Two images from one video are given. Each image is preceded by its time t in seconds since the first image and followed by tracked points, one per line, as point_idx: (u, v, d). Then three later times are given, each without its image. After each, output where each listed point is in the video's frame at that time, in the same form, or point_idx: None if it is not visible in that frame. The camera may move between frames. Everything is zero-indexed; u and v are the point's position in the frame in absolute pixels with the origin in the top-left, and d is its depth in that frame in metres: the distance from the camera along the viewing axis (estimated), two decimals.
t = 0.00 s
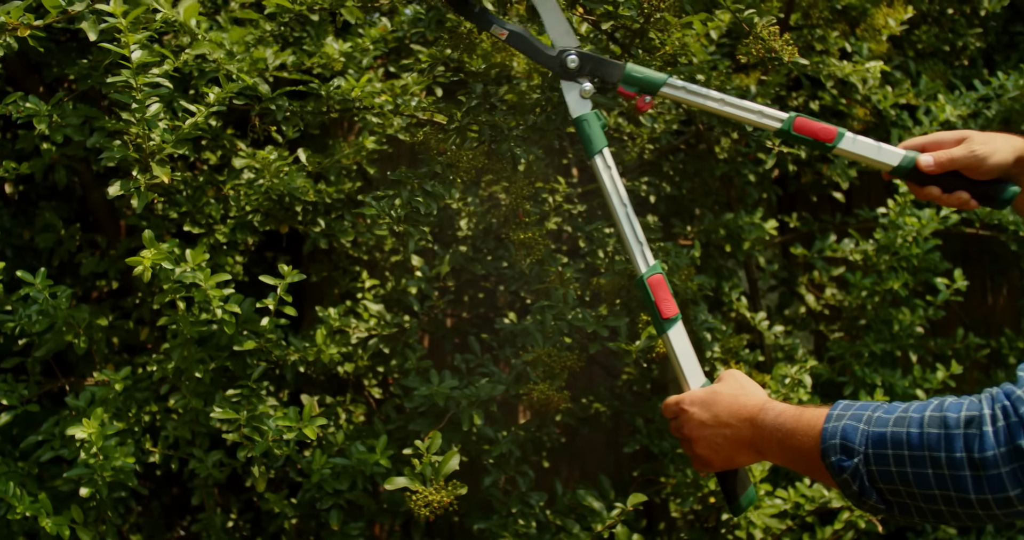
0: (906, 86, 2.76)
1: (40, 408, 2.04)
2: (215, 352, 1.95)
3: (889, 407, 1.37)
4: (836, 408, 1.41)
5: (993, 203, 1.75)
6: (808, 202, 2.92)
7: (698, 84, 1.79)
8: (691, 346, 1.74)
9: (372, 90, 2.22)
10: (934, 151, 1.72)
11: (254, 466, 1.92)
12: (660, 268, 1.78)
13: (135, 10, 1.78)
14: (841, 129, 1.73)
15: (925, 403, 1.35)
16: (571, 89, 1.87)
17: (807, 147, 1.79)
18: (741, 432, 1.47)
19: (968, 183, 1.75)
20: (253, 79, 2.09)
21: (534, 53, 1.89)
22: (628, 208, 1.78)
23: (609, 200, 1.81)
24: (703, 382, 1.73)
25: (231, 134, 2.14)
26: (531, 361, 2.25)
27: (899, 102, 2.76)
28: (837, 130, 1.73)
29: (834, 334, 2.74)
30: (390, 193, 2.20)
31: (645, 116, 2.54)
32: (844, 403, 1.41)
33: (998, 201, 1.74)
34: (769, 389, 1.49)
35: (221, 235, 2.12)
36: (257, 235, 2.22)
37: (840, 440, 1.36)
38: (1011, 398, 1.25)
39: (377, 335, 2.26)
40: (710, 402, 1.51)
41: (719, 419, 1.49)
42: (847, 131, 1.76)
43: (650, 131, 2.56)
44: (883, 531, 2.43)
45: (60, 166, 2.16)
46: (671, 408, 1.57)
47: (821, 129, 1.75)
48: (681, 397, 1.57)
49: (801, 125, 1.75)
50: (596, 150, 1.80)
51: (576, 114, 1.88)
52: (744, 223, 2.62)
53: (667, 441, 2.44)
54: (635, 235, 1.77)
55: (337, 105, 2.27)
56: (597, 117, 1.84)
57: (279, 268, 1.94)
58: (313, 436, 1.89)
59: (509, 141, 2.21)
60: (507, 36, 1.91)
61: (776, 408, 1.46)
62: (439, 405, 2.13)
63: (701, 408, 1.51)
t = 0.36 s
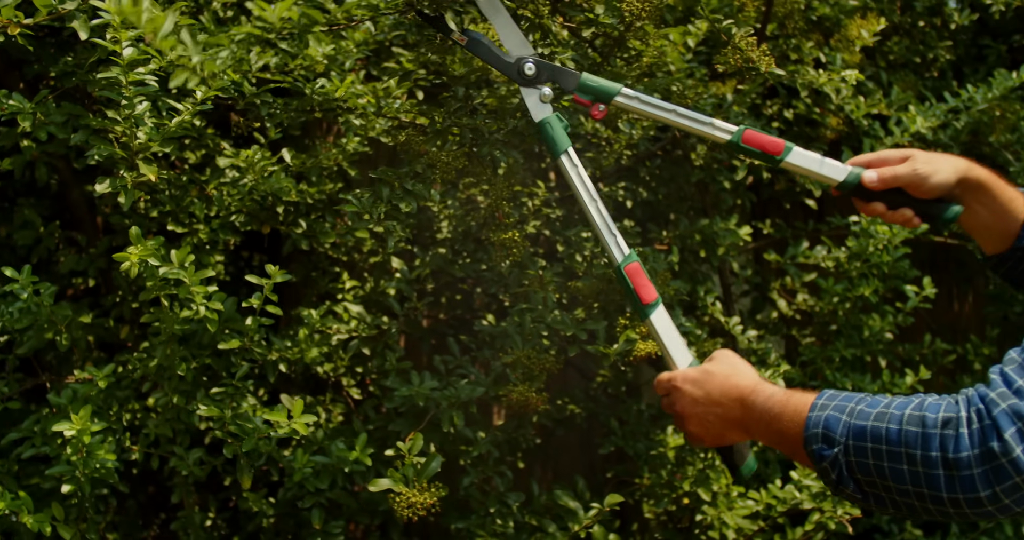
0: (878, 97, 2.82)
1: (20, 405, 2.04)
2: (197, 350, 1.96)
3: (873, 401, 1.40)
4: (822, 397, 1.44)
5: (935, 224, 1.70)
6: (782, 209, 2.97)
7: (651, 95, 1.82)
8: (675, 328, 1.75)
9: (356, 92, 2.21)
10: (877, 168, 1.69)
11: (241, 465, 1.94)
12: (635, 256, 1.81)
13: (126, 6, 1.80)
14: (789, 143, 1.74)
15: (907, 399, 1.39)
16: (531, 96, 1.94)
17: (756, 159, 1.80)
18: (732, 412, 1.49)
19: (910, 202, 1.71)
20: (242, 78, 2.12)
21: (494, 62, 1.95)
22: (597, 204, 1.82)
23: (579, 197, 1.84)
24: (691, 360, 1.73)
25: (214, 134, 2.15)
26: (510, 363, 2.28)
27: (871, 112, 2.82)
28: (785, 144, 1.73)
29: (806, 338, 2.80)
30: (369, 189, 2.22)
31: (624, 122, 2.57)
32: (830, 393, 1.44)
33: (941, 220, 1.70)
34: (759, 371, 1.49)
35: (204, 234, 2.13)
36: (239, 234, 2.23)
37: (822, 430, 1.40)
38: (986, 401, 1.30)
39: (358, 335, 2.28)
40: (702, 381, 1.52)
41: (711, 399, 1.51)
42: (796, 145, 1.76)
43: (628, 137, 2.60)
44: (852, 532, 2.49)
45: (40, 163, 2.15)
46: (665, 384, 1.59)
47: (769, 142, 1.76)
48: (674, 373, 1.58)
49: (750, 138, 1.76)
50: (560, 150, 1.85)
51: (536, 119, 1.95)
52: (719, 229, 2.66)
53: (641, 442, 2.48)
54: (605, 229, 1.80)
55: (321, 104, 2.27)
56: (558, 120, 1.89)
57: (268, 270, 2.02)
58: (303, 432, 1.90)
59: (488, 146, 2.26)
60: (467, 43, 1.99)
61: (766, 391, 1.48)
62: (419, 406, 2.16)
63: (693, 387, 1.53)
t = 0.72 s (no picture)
0: (845, 104, 2.88)
1: None
2: (178, 351, 1.98)
3: (869, 387, 1.36)
4: (829, 374, 1.40)
5: (875, 282, 1.79)
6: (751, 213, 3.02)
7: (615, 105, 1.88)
8: (694, 284, 1.83)
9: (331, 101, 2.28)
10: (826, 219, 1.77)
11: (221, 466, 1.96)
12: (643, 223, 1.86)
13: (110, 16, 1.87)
14: (743, 179, 1.80)
15: (902, 390, 1.34)
16: (510, 87, 2.00)
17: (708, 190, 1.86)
18: (749, 370, 1.51)
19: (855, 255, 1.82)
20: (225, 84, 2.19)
21: (474, 48, 1.98)
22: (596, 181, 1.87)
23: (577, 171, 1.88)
24: (714, 312, 1.81)
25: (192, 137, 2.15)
26: (487, 366, 2.30)
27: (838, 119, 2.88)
28: (739, 180, 1.80)
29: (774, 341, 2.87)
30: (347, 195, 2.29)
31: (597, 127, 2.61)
32: (837, 371, 1.40)
33: (881, 282, 1.77)
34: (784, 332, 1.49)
35: (182, 236, 2.14)
36: (215, 235, 2.23)
37: (817, 408, 1.38)
38: (961, 401, 1.24)
39: (335, 337, 2.29)
40: (725, 338, 1.55)
41: (734, 354, 1.54)
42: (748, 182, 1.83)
43: (601, 141, 2.63)
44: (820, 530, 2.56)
45: (16, 164, 2.14)
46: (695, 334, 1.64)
47: (723, 176, 1.82)
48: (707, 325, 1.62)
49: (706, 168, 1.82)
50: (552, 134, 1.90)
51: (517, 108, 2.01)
52: (690, 233, 2.71)
53: (614, 444, 2.49)
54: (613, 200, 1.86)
55: (296, 112, 2.33)
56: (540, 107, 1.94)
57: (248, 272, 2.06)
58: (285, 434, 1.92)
59: (461, 150, 2.30)
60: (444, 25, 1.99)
61: (784, 354, 1.47)
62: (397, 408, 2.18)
63: (718, 341, 1.57)
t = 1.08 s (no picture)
0: (812, 111, 2.95)
1: None
2: (160, 356, 2.01)
3: (860, 406, 1.41)
4: (824, 394, 1.44)
5: (877, 290, 1.92)
6: (722, 217, 3.07)
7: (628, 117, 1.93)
8: (696, 306, 1.81)
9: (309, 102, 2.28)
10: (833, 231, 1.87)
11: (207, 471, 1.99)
12: (649, 243, 1.87)
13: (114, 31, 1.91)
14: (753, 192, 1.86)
15: (890, 408, 1.40)
16: (524, 98, 2.01)
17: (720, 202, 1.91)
18: (744, 393, 1.52)
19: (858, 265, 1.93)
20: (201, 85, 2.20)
21: (489, 58, 2.02)
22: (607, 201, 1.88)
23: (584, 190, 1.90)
24: (714, 335, 1.78)
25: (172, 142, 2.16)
26: (465, 370, 2.33)
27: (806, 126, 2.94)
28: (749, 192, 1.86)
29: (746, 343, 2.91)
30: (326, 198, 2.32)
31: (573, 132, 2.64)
32: (828, 391, 1.45)
33: (883, 289, 1.90)
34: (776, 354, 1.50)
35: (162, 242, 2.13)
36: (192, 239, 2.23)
37: (812, 428, 1.42)
38: (948, 420, 1.31)
39: (313, 341, 2.30)
40: (717, 360, 1.55)
41: (726, 377, 1.55)
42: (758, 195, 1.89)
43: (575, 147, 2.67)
44: (790, 528, 2.62)
45: None
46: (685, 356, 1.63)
47: (733, 189, 1.87)
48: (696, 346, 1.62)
49: (717, 179, 1.88)
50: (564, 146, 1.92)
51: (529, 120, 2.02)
52: (663, 237, 2.74)
53: (588, 445, 2.54)
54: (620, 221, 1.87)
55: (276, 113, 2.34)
56: (552, 120, 1.97)
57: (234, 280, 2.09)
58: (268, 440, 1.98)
59: (440, 153, 2.34)
60: (461, 33, 2.02)
61: (777, 377, 1.49)
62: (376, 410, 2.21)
63: (710, 364, 1.57)
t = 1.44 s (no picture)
0: (782, 118, 3.02)
1: None
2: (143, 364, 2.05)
3: (835, 428, 1.41)
4: (795, 422, 1.44)
5: (891, 267, 1.95)
6: (695, 222, 3.13)
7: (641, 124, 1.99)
8: (668, 344, 1.86)
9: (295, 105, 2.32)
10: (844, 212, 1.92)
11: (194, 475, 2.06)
12: (633, 273, 1.93)
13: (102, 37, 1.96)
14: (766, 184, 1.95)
15: (865, 428, 1.39)
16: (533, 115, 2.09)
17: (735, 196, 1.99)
18: (715, 428, 1.52)
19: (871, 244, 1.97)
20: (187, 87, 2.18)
21: (500, 76, 2.09)
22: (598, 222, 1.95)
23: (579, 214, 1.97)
24: (682, 374, 1.83)
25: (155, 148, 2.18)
26: (445, 373, 2.36)
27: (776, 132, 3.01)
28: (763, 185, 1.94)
29: (718, 346, 2.97)
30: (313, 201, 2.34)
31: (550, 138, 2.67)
32: (800, 418, 1.44)
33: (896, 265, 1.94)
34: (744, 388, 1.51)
35: (146, 247, 2.15)
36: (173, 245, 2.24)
37: (789, 455, 1.41)
38: (927, 435, 1.29)
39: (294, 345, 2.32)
40: (686, 397, 1.56)
41: (696, 412, 1.54)
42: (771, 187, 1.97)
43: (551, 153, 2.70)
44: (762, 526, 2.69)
45: None
46: (653, 396, 1.63)
47: (748, 181, 1.96)
48: (663, 386, 1.62)
49: (733, 174, 1.95)
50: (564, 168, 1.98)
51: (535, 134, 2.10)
52: (636, 242, 2.76)
53: (564, 446, 2.58)
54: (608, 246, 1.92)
55: (261, 116, 2.36)
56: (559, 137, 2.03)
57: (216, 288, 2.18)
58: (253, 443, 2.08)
59: (423, 157, 2.33)
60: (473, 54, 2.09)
61: (746, 409, 1.50)
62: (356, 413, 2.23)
63: (679, 401, 1.57)
